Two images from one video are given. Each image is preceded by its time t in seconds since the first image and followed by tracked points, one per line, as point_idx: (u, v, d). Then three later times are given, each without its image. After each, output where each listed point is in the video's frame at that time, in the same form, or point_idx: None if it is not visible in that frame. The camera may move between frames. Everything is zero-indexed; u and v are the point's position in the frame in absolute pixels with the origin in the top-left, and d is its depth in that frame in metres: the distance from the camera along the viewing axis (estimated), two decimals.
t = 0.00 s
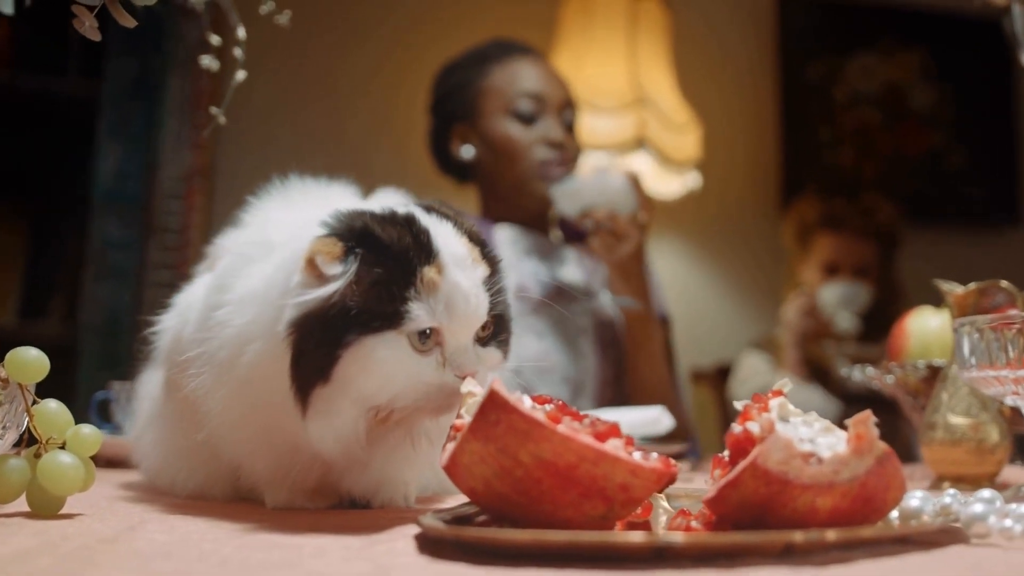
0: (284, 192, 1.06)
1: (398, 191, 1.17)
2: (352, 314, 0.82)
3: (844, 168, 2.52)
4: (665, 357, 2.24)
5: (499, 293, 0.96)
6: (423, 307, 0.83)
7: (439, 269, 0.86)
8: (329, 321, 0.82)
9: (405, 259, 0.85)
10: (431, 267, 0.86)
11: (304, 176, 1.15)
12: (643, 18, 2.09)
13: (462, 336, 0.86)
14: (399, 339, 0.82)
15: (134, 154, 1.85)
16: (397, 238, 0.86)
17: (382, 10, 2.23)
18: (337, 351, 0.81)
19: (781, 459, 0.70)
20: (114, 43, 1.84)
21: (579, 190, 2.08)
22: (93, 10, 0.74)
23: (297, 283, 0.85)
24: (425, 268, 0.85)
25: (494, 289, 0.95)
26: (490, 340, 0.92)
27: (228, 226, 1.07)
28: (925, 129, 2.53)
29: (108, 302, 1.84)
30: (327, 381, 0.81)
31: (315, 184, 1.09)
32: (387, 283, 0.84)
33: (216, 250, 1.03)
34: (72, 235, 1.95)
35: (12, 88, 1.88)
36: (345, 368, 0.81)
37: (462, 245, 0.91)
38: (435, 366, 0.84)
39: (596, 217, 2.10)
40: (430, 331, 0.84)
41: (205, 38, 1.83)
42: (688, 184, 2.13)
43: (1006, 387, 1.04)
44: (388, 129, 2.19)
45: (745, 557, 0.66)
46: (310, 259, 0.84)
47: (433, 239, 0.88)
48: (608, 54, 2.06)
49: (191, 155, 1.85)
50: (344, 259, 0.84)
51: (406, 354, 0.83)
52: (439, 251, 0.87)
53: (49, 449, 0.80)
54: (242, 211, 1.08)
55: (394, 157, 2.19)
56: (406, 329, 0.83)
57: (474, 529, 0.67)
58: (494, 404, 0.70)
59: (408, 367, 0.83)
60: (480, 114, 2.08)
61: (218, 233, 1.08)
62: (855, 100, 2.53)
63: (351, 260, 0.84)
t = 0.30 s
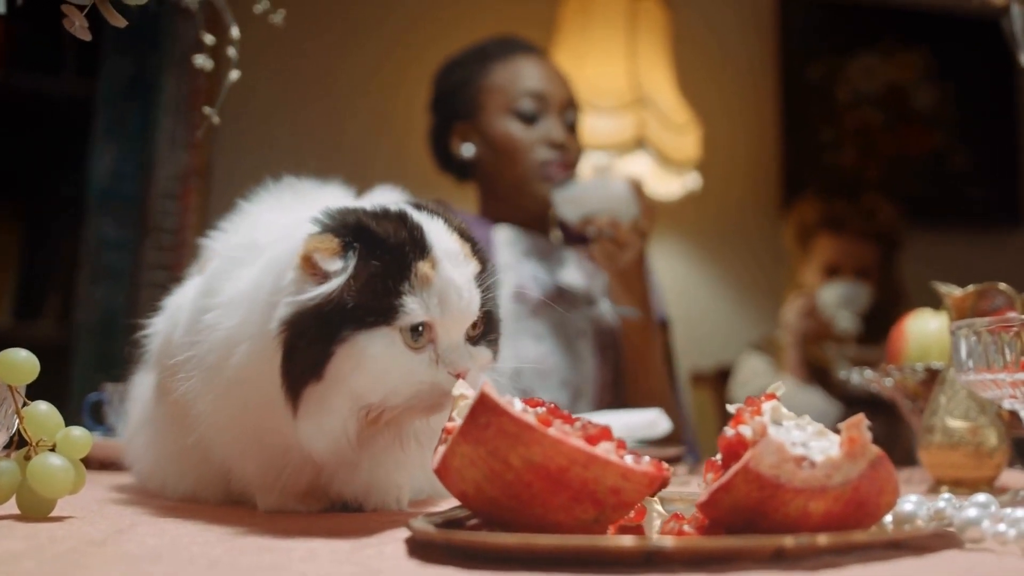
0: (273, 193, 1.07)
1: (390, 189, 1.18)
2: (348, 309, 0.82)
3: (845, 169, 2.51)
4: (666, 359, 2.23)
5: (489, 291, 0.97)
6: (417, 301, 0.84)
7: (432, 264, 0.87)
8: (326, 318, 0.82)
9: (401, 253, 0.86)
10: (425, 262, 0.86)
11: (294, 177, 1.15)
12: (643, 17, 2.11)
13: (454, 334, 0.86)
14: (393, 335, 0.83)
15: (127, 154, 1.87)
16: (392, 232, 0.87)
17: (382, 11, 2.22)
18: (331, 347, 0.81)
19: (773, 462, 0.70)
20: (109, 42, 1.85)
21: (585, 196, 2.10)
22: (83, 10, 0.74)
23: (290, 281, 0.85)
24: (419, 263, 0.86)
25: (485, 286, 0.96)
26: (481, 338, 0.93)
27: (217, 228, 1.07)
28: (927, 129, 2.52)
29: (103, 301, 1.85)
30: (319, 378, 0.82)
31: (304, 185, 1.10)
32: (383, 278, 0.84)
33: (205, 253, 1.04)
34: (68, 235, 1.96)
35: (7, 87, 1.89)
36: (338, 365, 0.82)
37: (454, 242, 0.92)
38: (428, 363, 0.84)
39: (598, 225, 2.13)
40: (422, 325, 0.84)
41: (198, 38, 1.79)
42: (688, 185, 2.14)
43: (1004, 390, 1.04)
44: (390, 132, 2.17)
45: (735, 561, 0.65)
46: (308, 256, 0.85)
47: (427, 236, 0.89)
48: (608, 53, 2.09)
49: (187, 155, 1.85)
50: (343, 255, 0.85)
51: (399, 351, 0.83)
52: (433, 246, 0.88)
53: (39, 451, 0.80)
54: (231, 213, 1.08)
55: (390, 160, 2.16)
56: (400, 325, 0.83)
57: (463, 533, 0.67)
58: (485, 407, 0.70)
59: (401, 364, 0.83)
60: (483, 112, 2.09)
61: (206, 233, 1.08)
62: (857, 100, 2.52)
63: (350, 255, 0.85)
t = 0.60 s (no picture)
0: (268, 193, 1.07)
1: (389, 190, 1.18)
2: (346, 308, 0.82)
3: (850, 169, 2.50)
4: (669, 361, 2.21)
5: (485, 292, 0.97)
6: (414, 301, 0.84)
7: (430, 264, 0.87)
8: (321, 316, 0.82)
9: (398, 253, 0.86)
10: (423, 262, 0.86)
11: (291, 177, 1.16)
12: (647, 16, 2.10)
13: (452, 335, 0.86)
14: (389, 335, 0.82)
15: (126, 154, 1.86)
16: (390, 231, 0.87)
17: (383, 11, 2.22)
18: (328, 346, 0.81)
19: (773, 465, 0.69)
20: (109, 41, 1.85)
21: (590, 200, 2.10)
22: (81, 8, 0.74)
23: (286, 279, 0.85)
24: (417, 264, 0.86)
25: (482, 287, 0.96)
26: (477, 340, 0.93)
27: (213, 228, 1.07)
28: (933, 130, 2.52)
29: (100, 301, 1.85)
30: (315, 378, 0.82)
31: (301, 185, 1.10)
32: (381, 277, 0.84)
33: (200, 253, 1.04)
34: (68, 235, 1.97)
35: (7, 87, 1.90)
36: (334, 364, 0.82)
37: (452, 243, 0.92)
38: (425, 364, 0.84)
39: (602, 229, 2.13)
40: (419, 326, 0.84)
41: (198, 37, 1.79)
42: (692, 186, 2.14)
43: (1007, 393, 1.03)
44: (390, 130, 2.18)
45: (732, 565, 0.65)
46: (304, 255, 0.85)
47: (425, 236, 0.88)
48: (611, 52, 2.09)
49: (185, 154, 1.85)
50: (339, 254, 0.85)
51: (397, 351, 0.83)
52: (430, 247, 0.88)
53: (34, 451, 0.80)
54: (227, 214, 1.08)
55: (394, 157, 2.17)
56: (397, 325, 0.83)
57: (460, 535, 0.66)
58: (482, 408, 0.70)
59: (398, 365, 0.83)
60: (488, 108, 2.06)
61: (203, 233, 1.08)
62: (862, 100, 2.51)
63: (346, 255, 0.85)
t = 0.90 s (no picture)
0: (263, 190, 1.07)
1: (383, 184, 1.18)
2: (346, 289, 0.83)
3: (855, 167, 2.49)
4: (672, 361, 2.21)
5: (482, 280, 0.98)
6: (415, 283, 0.85)
7: (429, 246, 0.88)
8: (321, 298, 0.83)
9: (398, 234, 0.87)
10: (422, 244, 0.87)
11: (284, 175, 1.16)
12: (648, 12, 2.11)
13: (450, 318, 0.88)
14: (388, 316, 0.83)
15: (124, 154, 1.87)
16: (390, 213, 0.88)
17: (381, 10, 2.21)
18: (327, 328, 0.82)
19: (769, 461, 0.69)
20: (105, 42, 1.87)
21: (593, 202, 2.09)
22: (72, 6, 0.73)
23: (286, 263, 0.86)
24: (416, 245, 0.87)
25: (479, 273, 0.97)
26: (476, 326, 0.95)
27: (206, 227, 1.08)
28: (939, 127, 2.48)
29: (98, 300, 1.86)
30: (313, 361, 0.82)
31: (293, 181, 1.10)
32: (380, 257, 0.85)
33: (194, 252, 1.04)
34: (67, 234, 1.98)
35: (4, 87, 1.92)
36: (333, 347, 0.82)
37: (450, 226, 0.93)
38: (423, 347, 0.85)
39: (605, 231, 2.11)
40: (417, 309, 0.85)
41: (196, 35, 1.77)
42: (694, 184, 2.14)
43: (1009, 389, 1.02)
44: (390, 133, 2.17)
45: (727, 563, 0.64)
46: (305, 237, 0.85)
47: (423, 219, 0.89)
48: (614, 49, 2.09)
49: (184, 154, 1.84)
50: (340, 235, 0.86)
51: (395, 333, 0.84)
52: (429, 229, 0.89)
53: (28, 451, 0.80)
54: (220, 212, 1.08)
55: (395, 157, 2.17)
56: (395, 306, 0.84)
57: (454, 533, 0.66)
58: (476, 405, 0.69)
59: (395, 347, 0.84)
60: (491, 104, 2.07)
61: (196, 233, 1.08)
62: (866, 96, 2.49)
63: (347, 236, 0.86)
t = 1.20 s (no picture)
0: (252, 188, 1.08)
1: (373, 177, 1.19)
2: (349, 253, 0.85)
3: (857, 167, 2.48)
4: (673, 362, 2.20)
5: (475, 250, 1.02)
6: (414, 246, 0.88)
7: (426, 211, 0.90)
8: (324, 264, 0.84)
9: (397, 199, 0.89)
10: (420, 209, 0.90)
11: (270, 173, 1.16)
12: (648, 9, 2.10)
13: (446, 283, 0.90)
14: (388, 280, 0.85)
15: (119, 153, 1.87)
16: (388, 180, 0.91)
17: (379, 9, 2.21)
18: (330, 292, 0.83)
19: (763, 461, 0.68)
20: (102, 40, 1.87)
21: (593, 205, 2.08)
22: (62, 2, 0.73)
23: (286, 231, 0.87)
24: (414, 210, 0.89)
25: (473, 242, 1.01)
26: (468, 295, 0.98)
27: (194, 227, 1.08)
28: (942, 125, 2.47)
29: (93, 301, 1.85)
30: (314, 327, 0.83)
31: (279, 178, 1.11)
32: (380, 221, 0.88)
33: (182, 252, 1.04)
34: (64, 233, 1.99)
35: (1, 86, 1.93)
36: (335, 312, 0.83)
37: (445, 195, 0.96)
38: (422, 312, 0.87)
39: (606, 234, 2.10)
40: (414, 274, 0.87)
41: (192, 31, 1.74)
42: (694, 182, 2.13)
43: (1009, 390, 1.01)
44: (388, 131, 2.17)
45: (718, 564, 0.63)
46: (308, 205, 0.87)
47: (420, 186, 0.92)
48: (614, 47, 2.08)
49: (180, 153, 1.82)
50: (343, 202, 0.88)
51: (394, 297, 0.85)
52: (426, 195, 0.92)
53: (17, 450, 0.79)
54: (208, 213, 1.09)
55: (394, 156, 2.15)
56: (395, 270, 0.86)
57: (445, 535, 0.65)
58: (466, 404, 0.68)
59: (395, 310, 0.85)
60: (491, 101, 2.06)
61: (185, 233, 1.09)
62: (868, 95, 2.49)
63: (350, 201, 0.88)
